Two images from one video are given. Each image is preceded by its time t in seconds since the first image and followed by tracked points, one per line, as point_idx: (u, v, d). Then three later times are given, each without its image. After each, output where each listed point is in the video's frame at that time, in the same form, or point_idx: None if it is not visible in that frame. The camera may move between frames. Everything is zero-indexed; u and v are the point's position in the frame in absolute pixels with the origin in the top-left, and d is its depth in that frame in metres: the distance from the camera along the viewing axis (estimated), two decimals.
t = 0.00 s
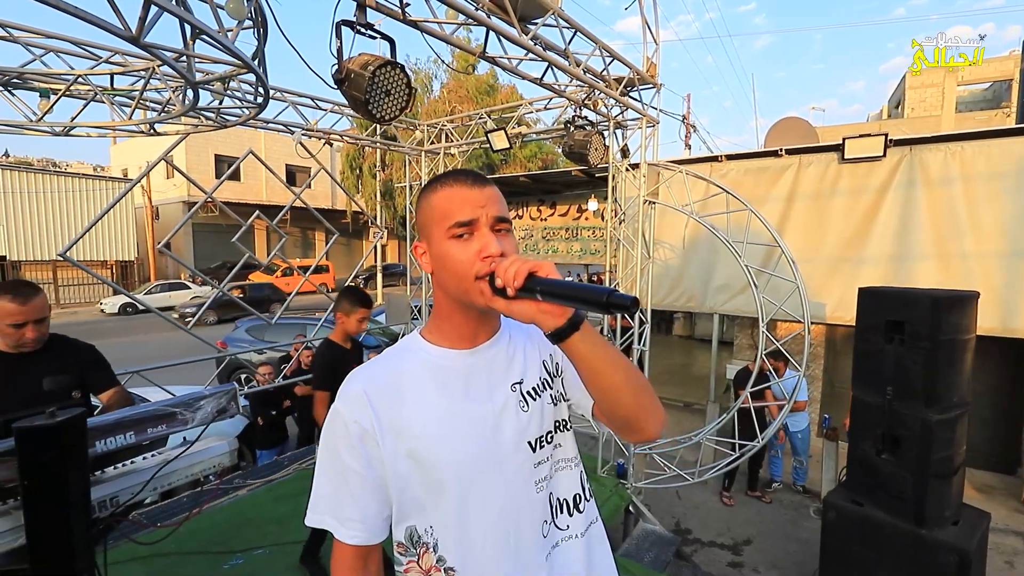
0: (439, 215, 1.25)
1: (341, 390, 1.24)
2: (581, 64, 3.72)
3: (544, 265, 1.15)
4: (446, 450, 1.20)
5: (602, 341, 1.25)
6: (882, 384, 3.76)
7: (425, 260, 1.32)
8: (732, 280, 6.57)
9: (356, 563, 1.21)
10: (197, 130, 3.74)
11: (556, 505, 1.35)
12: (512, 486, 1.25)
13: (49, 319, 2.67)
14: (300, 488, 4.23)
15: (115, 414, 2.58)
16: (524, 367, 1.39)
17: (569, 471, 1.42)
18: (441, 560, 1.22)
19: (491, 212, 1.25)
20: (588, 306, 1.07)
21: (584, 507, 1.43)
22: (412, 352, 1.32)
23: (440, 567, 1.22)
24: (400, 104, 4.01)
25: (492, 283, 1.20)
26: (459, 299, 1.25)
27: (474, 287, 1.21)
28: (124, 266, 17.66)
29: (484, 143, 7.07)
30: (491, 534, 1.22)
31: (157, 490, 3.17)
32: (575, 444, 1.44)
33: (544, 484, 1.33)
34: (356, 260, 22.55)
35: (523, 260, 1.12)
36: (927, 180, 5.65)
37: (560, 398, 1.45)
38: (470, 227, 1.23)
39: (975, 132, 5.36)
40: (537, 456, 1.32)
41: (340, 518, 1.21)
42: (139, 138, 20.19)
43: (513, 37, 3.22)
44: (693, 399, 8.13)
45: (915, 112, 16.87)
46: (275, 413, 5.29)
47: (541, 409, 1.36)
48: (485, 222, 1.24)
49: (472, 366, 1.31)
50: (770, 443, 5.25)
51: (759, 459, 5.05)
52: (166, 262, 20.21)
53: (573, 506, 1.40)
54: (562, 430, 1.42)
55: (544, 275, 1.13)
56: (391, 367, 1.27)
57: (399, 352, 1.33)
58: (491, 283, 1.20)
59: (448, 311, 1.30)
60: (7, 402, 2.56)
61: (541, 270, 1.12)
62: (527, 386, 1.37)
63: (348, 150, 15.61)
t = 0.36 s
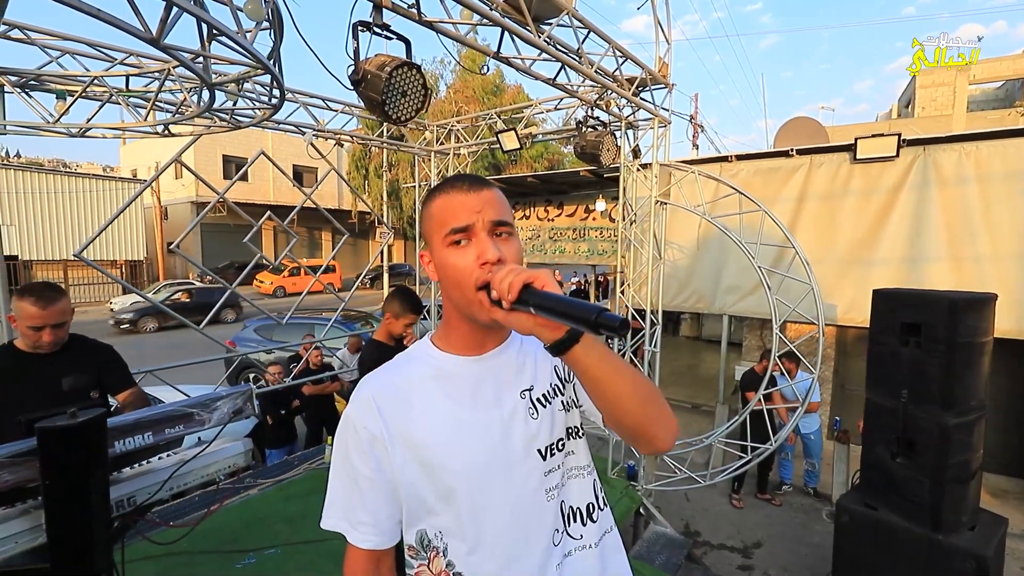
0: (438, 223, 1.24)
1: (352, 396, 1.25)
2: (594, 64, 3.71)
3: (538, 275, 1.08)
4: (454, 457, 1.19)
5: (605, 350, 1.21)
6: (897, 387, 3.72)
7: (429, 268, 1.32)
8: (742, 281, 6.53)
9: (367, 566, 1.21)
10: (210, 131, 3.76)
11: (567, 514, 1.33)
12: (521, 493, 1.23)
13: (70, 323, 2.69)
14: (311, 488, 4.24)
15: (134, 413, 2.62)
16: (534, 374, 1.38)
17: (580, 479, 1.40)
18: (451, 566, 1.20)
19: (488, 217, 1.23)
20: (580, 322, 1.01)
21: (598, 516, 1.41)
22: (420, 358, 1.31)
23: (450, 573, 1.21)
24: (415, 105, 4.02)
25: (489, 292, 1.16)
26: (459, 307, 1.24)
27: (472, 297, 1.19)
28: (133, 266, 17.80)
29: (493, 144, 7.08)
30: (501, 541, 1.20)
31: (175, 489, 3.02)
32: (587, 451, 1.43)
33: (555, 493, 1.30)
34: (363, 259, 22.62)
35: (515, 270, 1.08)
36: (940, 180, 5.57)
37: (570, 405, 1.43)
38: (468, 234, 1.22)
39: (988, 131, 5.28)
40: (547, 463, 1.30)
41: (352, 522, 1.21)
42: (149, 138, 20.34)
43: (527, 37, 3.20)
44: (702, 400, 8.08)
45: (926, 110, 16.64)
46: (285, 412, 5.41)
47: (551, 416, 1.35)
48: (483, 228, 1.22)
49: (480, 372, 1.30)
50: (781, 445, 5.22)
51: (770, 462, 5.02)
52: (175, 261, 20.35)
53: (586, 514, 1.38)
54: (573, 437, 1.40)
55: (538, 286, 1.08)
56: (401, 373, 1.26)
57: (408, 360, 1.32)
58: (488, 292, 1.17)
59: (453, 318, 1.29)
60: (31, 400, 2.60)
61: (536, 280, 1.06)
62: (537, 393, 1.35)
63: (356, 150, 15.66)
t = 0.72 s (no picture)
0: (431, 214, 1.17)
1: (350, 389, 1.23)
2: (596, 57, 3.66)
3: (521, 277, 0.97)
4: (445, 459, 1.14)
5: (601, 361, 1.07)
6: (905, 386, 3.65)
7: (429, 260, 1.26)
8: (747, 279, 6.47)
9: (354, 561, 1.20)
10: (209, 127, 3.73)
11: (570, 529, 1.23)
12: (516, 502, 1.15)
13: (62, 322, 2.65)
14: (311, 488, 4.20)
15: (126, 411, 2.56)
16: (543, 375, 1.27)
17: (588, 491, 1.28)
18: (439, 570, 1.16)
19: (481, 205, 1.13)
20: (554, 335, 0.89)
21: (607, 533, 1.29)
22: (419, 353, 1.26)
23: None
24: (415, 97, 3.98)
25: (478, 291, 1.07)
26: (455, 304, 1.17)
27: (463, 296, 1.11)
28: (137, 266, 17.85)
29: (496, 141, 7.04)
30: (491, 552, 1.13)
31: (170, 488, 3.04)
32: (598, 462, 1.30)
33: (557, 505, 1.20)
34: (366, 259, 22.62)
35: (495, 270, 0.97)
36: (948, 178, 5.45)
37: (581, 411, 1.31)
38: (460, 225, 1.14)
39: (995, 127, 5.14)
40: (549, 473, 1.20)
41: (344, 515, 1.21)
42: (152, 138, 20.38)
43: (528, 29, 3.16)
44: (706, 400, 8.00)
45: (932, 109, 16.49)
46: (286, 411, 5.33)
47: (557, 421, 1.24)
48: (476, 219, 1.13)
49: (480, 372, 1.21)
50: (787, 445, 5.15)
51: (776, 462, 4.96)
52: (179, 261, 20.38)
53: (593, 531, 1.26)
54: (583, 446, 1.28)
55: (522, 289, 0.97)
56: (396, 369, 1.22)
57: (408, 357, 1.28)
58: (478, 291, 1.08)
59: (454, 314, 1.23)
60: (15, 394, 2.55)
61: (521, 281, 0.96)
62: (543, 397, 1.24)
63: (359, 149, 15.64)
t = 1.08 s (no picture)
0: (460, 196, 1.01)
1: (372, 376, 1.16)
2: (595, 53, 3.64)
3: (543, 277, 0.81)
4: (451, 468, 1.01)
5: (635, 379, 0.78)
6: (907, 383, 3.63)
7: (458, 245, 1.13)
8: (747, 278, 6.45)
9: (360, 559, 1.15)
10: (205, 122, 3.71)
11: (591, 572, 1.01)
12: (524, 529, 0.98)
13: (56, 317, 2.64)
14: (309, 487, 4.17)
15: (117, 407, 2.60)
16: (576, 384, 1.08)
17: (620, 530, 1.05)
18: None
19: (516, 192, 0.95)
20: (554, 350, 0.77)
21: None
22: (442, 347, 1.14)
23: None
24: (410, 89, 3.97)
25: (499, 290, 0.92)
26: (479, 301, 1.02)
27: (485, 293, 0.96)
28: (138, 265, 17.86)
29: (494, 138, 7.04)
30: None
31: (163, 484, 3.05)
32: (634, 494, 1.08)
33: (577, 541, 1.00)
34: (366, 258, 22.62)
35: (514, 265, 0.82)
36: (948, 175, 5.37)
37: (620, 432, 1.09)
38: (491, 213, 0.97)
39: (999, 123, 5.09)
40: (569, 500, 1.01)
41: (357, 508, 1.16)
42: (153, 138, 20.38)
43: (525, 22, 3.14)
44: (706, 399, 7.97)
45: (932, 108, 16.42)
46: (285, 411, 5.31)
47: (588, 441, 1.04)
48: (510, 207, 0.97)
49: (500, 375, 1.06)
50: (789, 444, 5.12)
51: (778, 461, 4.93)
52: (179, 261, 20.38)
53: None
54: (616, 475, 1.06)
55: (544, 289, 0.81)
56: (414, 363, 1.12)
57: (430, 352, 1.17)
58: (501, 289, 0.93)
59: (479, 309, 1.10)
60: (14, 393, 2.55)
61: (545, 278, 0.80)
62: (572, 412, 1.05)
63: (359, 148, 15.62)
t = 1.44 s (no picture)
0: (504, 168, 0.95)
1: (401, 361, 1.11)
2: (582, 49, 3.66)
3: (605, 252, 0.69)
4: (481, 470, 0.95)
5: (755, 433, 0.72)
6: (890, 377, 3.67)
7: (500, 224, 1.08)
8: (735, 276, 6.49)
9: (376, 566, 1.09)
10: (190, 117, 3.68)
11: None
12: (556, 545, 0.90)
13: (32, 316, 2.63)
14: (297, 486, 4.14)
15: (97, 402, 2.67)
16: (625, 391, 1.00)
17: (670, 558, 0.95)
18: None
19: (568, 161, 0.88)
20: (638, 367, 0.59)
21: None
22: (474, 338, 1.08)
23: None
24: (395, 82, 3.95)
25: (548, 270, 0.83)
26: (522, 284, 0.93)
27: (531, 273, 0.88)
28: (125, 265, 17.67)
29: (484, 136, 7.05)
30: None
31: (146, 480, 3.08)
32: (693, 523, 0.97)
33: (618, 567, 0.91)
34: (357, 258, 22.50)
35: (567, 237, 0.71)
36: (932, 174, 5.25)
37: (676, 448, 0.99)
38: (540, 185, 0.90)
39: (983, 122, 4.95)
40: (613, 520, 0.92)
41: (373, 505, 1.10)
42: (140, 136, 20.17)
43: (512, 17, 3.15)
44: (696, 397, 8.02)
45: (918, 110, 16.64)
46: (273, 410, 5.24)
47: (638, 455, 0.95)
48: (563, 178, 0.89)
49: (539, 374, 1.00)
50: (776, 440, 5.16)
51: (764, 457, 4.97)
52: (167, 261, 20.16)
53: None
54: (667, 497, 0.96)
55: (608, 267, 0.70)
56: (443, 353, 1.06)
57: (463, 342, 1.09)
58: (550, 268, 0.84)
59: (523, 298, 1.02)
60: None
61: (608, 253, 0.69)
62: (621, 420, 0.97)
63: (350, 147, 15.55)
